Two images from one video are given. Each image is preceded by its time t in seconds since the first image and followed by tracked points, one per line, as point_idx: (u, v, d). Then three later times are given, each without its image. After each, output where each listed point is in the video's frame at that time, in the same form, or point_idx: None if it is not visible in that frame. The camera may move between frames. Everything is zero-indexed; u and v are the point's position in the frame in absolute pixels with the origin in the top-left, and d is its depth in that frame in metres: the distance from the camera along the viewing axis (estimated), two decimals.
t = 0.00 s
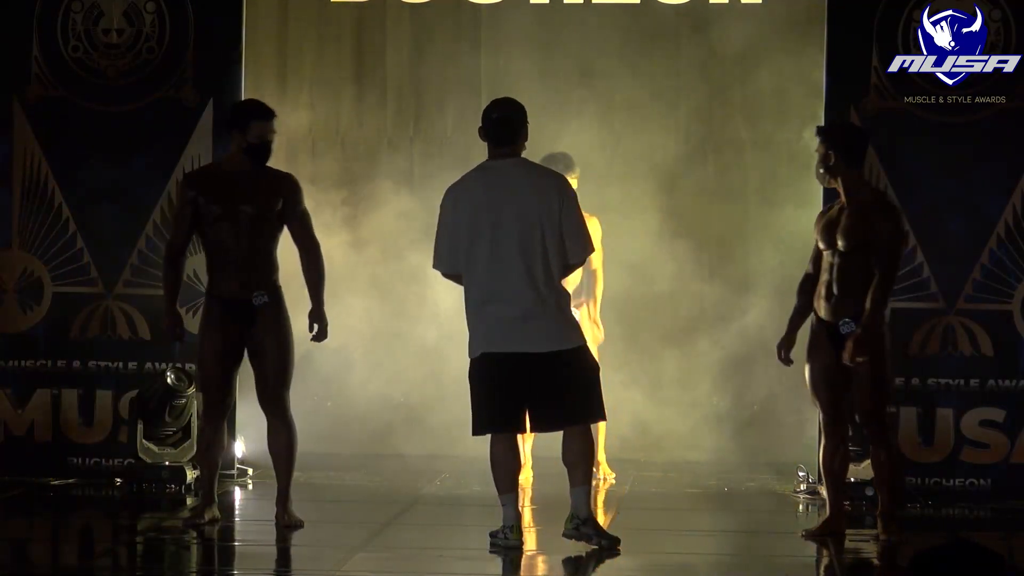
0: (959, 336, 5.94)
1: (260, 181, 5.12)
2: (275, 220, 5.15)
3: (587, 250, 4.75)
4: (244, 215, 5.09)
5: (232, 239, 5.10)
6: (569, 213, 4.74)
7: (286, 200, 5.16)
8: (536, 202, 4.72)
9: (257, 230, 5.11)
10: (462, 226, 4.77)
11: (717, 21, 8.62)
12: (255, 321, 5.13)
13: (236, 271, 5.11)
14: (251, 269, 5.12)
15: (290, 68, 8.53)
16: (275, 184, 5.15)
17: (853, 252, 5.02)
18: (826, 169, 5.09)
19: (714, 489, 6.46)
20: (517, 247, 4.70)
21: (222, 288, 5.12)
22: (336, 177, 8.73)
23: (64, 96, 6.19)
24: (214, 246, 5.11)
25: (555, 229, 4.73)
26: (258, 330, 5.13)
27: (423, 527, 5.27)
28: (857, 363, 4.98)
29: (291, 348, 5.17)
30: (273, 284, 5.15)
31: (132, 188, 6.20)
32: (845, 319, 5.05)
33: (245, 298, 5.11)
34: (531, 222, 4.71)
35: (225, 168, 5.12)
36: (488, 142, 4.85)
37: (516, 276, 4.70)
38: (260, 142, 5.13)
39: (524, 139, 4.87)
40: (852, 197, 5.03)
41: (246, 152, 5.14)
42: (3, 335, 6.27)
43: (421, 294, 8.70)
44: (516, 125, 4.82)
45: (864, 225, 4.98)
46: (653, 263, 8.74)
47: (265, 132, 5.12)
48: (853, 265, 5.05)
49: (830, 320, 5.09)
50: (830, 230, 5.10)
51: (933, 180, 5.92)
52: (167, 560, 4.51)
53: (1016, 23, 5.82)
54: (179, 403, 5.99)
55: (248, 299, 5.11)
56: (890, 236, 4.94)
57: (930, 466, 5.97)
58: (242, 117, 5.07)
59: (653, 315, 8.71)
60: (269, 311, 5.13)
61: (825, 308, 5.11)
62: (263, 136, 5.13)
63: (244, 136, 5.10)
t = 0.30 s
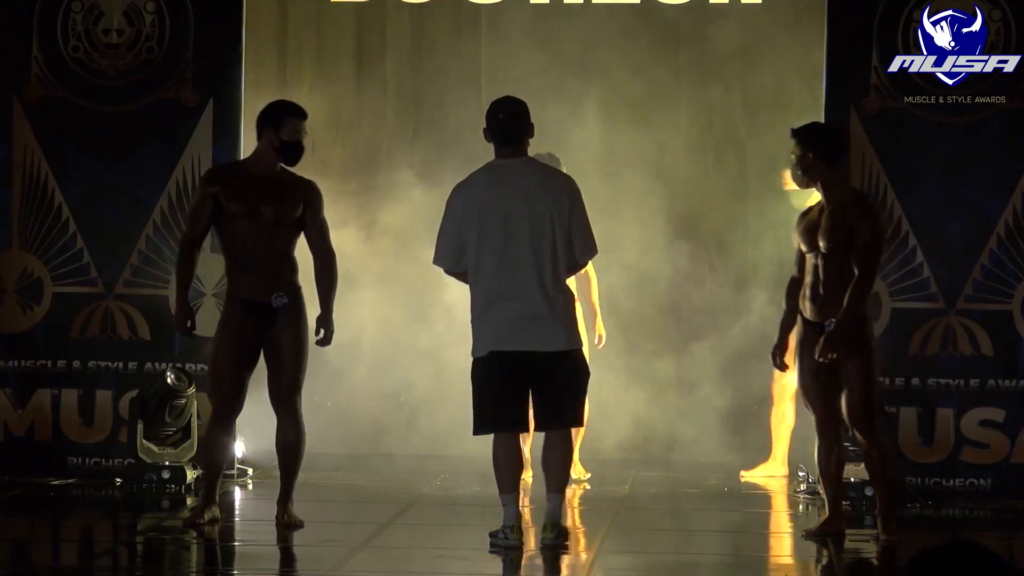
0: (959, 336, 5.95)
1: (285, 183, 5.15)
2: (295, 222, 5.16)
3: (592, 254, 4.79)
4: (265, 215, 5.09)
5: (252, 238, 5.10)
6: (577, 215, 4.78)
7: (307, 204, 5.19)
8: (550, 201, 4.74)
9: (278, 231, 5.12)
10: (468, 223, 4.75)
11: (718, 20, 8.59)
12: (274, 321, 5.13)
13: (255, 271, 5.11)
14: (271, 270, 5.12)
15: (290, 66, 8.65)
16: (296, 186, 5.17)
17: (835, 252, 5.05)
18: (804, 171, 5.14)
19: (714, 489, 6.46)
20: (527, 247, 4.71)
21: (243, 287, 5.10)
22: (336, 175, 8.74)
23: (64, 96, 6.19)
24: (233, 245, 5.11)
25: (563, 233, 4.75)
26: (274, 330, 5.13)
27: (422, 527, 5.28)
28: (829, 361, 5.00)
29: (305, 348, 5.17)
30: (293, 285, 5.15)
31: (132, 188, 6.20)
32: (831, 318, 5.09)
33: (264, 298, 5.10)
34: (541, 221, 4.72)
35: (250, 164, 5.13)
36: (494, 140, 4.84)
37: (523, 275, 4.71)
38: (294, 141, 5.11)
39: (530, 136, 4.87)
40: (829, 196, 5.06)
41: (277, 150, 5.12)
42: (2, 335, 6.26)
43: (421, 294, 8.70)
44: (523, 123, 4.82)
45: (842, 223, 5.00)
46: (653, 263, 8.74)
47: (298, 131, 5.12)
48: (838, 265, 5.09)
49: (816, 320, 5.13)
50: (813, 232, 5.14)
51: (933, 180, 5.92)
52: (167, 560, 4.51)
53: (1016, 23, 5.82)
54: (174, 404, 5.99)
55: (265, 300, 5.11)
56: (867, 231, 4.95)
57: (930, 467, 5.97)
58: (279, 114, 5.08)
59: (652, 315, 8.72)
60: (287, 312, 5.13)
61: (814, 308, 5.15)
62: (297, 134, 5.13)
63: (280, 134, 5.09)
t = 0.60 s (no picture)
0: (959, 336, 5.95)
1: (294, 184, 5.15)
2: (302, 223, 5.17)
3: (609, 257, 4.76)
4: (273, 215, 5.09)
5: (258, 237, 5.09)
6: (594, 218, 4.75)
7: (314, 205, 5.19)
8: (567, 201, 4.72)
9: (285, 231, 5.11)
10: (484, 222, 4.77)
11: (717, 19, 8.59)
12: (279, 321, 5.12)
13: (262, 270, 5.11)
14: (277, 269, 5.11)
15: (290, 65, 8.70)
16: (303, 187, 5.17)
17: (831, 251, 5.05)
18: (791, 173, 5.15)
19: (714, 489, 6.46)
20: (541, 247, 4.70)
21: (251, 287, 5.10)
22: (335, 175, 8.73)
23: (64, 96, 6.19)
24: (239, 242, 5.10)
25: (575, 234, 4.73)
26: (278, 330, 5.12)
27: (421, 527, 5.28)
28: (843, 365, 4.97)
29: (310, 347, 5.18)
30: (298, 286, 5.16)
31: (132, 188, 6.21)
32: (829, 317, 5.08)
33: (269, 298, 5.10)
34: (555, 220, 4.71)
35: (257, 163, 5.14)
36: (507, 139, 4.84)
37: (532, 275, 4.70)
38: (305, 142, 5.11)
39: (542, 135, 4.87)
40: (819, 198, 5.08)
41: (290, 150, 5.11)
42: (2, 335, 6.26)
43: (421, 295, 8.70)
44: (534, 123, 4.82)
45: (836, 224, 5.02)
46: (653, 262, 8.74)
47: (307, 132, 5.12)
48: (831, 264, 5.10)
49: (810, 319, 5.12)
50: (801, 234, 5.15)
51: (933, 180, 5.92)
52: (168, 560, 4.51)
53: (1016, 23, 5.82)
54: (173, 404, 5.99)
55: (270, 301, 5.11)
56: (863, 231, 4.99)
57: (930, 467, 5.97)
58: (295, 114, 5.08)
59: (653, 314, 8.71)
60: (293, 311, 5.13)
61: (808, 306, 5.14)
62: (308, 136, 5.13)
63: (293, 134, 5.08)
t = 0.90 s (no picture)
0: (959, 336, 5.95)
1: (284, 185, 5.19)
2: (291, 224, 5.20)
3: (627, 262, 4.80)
4: (265, 215, 5.10)
5: (252, 237, 5.09)
6: (613, 221, 4.80)
7: (302, 205, 5.23)
8: (585, 203, 4.75)
9: (275, 231, 5.12)
10: (488, 221, 4.78)
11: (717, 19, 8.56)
12: (274, 321, 5.12)
13: (254, 270, 5.12)
14: (269, 270, 5.13)
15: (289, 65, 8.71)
16: (291, 187, 5.20)
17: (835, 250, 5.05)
18: (791, 174, 5.16)
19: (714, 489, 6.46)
20: (555, 248, 4.71)
21: (239, 288, 5.09)
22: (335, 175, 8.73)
23: (64, 96, 6.19)
24: (232, 243, 5.10)
25: (591, 236, 4.76)
26: (278, 331, 5.12)
27: (421, 527, 5.28)
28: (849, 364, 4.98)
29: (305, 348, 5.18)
30: (290, 286, 5.17)
31: (132, 189, 6.21)
32: (830, 317, 5.06)
33: (263, 298, 5.10)
34: (574, 223, 4.73)
35: (249, 163, 5.14)
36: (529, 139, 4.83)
37: (541, 275, 4.70)
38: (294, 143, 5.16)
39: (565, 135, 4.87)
40: (818, 198, 5.09)
41: (280, 151, 5.14)
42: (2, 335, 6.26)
43: (421, 294, 8.70)
44: (557, 125, 4.81)
45: (838, 224, 5.03)
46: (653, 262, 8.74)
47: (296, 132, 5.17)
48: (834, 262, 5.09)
49: (811, 318, 5.11)
50: (801, 234, 5.15)
51: (933, 180, 5.92)
52: (168, 560, 4.51)
53: (1016, 23, 5.82)
54: (172, 403, 5.98)
55: (265, 300, 5.10)
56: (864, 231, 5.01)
57: (930, 466, 5.96)
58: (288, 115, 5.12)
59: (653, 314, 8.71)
60: (288, 312, 5.13)
61: (811, 306, 5.13)
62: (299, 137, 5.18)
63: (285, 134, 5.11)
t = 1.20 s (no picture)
0: (959, 336, 5.95)
1: (273, 185, 5.18)
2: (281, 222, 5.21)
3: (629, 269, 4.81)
4: (256, 216, 5.11)
5: (243, 237, 5.09)
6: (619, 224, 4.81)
7: (291, 203, 5.24)
8: (594, 205, 4.75)
9: (265, 231, 5.13)
10: (495, 219, 4.74)
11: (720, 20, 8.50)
12: (265, 321, 5.13)
13: (246, 269, 5.11)
14: (260, 269, 5.13)
15: (290, 65, 8.72)
16: (281, 186, 5.21)
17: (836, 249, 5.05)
18: (797, 175, 5.18)
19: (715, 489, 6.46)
20: (560, 249, 4.71)
21: (229, 287, 5.09)
22: (334, 175, 8.72)
23: (64, 96, 6.19)
24: (224, 243, 5.09)
25: (594, 240, 4.76)
26: (275, 330, 5.13)
27: (420, 528, 5.28)
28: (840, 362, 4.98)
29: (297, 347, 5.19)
30: (281, 286, 5.18)
31: (133, 189, 6.21)
32: (831, 317, 5.07)
33: (254, 297, 5.11)
34: (582, 225, 4.73)
35: (238, 163, 5.15)
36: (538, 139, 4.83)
37: (542, 275, 4.71)
38: (278, 142, 5.15)
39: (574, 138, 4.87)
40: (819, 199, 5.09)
41: (269, 150, 5.14)
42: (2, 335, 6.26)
43: (421, 294, 8.70)
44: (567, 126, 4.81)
45: (836, 223, 5.02)
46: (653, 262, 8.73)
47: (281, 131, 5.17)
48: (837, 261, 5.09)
49: (814, 318, 5.13)
50: (805, 234, 5.17)
51: (933, 180, 5.92)
52: (169, 560, 4.51)
53: (1016, 23, 5.83)
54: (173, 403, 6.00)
55: (255, 299, 5.11)
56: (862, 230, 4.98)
57: (930, 466, 5.96)
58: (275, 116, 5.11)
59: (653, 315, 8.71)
60: (280, 312, 5.14)
61: (813, 306, 5.14)
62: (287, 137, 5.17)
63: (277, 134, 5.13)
